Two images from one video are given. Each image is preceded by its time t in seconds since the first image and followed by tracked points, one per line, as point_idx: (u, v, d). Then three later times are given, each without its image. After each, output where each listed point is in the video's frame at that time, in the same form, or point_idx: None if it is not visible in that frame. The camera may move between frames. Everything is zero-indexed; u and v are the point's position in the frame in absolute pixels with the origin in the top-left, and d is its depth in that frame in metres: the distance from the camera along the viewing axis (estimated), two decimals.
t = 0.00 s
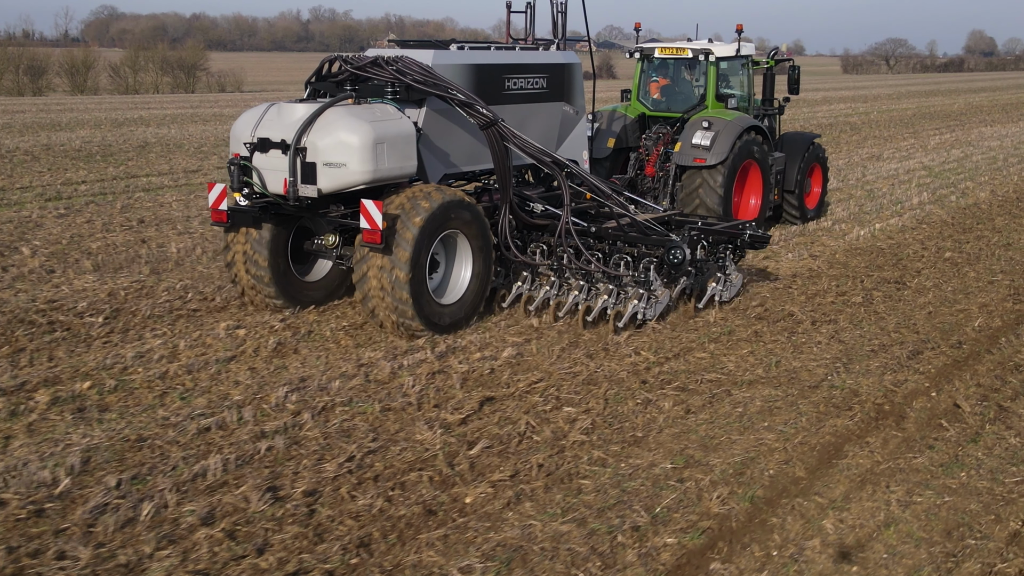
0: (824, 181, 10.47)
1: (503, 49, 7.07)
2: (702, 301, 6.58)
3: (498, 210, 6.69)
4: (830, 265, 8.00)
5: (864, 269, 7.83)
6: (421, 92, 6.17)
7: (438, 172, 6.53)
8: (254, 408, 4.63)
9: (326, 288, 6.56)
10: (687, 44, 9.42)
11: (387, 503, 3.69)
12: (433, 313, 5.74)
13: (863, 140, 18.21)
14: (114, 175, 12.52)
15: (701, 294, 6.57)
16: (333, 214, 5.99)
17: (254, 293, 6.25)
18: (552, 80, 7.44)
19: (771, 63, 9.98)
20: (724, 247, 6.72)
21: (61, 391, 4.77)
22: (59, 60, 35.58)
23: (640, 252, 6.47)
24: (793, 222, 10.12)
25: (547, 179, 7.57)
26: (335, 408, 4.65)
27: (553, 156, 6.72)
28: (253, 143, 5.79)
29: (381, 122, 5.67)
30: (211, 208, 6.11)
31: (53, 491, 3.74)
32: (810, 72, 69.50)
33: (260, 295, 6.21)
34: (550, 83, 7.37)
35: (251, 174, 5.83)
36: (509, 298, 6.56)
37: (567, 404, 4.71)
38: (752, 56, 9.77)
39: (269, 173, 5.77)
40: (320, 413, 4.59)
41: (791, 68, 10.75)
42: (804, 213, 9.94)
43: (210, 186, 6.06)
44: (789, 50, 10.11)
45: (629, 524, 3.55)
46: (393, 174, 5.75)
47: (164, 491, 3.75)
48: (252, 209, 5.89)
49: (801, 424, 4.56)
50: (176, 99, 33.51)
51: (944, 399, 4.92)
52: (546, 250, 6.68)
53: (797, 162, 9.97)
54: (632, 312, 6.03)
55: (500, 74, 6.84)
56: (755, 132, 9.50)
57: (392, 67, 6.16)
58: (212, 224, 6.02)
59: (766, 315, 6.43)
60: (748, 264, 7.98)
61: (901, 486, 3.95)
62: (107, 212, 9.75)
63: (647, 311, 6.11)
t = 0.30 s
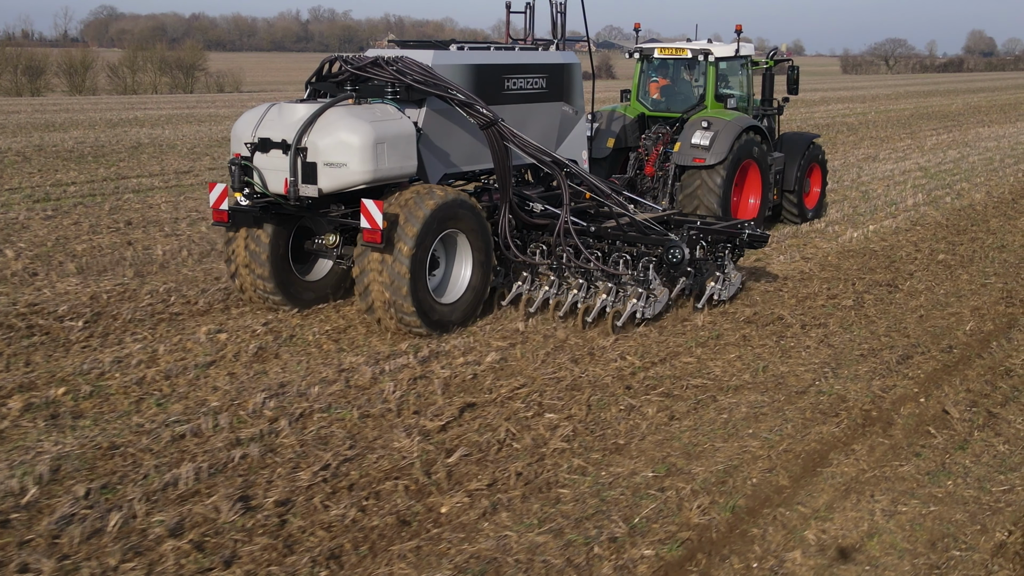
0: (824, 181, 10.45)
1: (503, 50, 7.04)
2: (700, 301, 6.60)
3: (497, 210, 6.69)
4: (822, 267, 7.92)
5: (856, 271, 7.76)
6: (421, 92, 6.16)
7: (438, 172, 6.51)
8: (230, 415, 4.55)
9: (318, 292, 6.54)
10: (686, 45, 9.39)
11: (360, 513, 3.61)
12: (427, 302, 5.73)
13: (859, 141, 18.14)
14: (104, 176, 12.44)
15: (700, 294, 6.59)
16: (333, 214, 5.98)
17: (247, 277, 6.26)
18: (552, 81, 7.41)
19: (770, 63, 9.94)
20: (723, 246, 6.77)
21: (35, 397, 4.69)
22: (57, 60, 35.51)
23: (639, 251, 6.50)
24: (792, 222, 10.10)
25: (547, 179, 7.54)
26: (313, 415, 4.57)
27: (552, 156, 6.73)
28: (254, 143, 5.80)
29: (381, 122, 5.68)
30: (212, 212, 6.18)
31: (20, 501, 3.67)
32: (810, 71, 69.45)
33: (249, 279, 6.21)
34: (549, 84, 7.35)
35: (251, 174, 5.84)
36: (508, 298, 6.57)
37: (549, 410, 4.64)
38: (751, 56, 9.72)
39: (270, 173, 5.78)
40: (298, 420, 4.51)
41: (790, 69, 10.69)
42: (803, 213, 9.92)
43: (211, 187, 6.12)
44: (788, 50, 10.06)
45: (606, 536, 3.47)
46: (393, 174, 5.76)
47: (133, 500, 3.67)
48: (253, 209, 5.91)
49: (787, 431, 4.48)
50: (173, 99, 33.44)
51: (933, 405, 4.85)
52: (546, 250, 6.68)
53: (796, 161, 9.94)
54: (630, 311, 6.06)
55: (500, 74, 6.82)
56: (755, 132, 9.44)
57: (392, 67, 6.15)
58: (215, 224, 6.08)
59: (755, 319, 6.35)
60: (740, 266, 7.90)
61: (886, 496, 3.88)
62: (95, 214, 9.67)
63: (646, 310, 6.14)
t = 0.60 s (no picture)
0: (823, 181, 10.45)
1: (502, 50, 7.00)
2: (700, 300, 6.62)
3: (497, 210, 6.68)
4: (814, 270, 7.85)
5: (848, 274, 7.69)
6: (421, 92, 6.14)
7: (438, 172, 6.50)
8: (206, 422, 4.47)
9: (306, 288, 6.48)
10: (684, 45, 9.31)
11: (333, 524, 3.54)
12: (422, 288, 5.72)
13: (855, 142, 18.05)
14: (95, 177, 12.36)
15: (699, 293, 6.61)
16: (333, 214, 6.02)
17: (244, 253, 6.26)
18: (551, 82, 7.37)
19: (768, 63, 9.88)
20: (723, 246, 6.75)
21: (8, 404, 4.61)
22: (55, 61, 35.43)
23: (638, 251, 6.53)
24: (791, 222, 10.11)
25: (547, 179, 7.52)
26: (290, 421, 4.50)
27: (552, 157, 6.71)
28: (254, 144, 5.80)
29: (381, 123, 5.69)
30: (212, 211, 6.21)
31: None
32: (809, 71, 69.39)
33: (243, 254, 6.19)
34: (549, 85, 7.31)
35: (252, 175, 5.85)
36: (508, 298, 6.58)
37: (531, 417, 4.57)
38: (751, 56, 9.65)
39: (270, 173, 5.78)
40: (274, 427, 4.43)
41: (790, 70, 10.61)
42: (801, 213, 9.91)
43: (211, 186, 6.14)
44: (787, 49, 9.99)
45: (582, 547, 3.40)
46: (393, 174, 5.77)
47: (101, 510, 3.59)
48: (253, 209, 5.95)
49: (772, 438, 4.41)
50: (170, 99, 33.35)
51: (922, 411, 4.77)
52: (546, 249, 6.69)
53: (795, 161, 9.95)
54: (630, 311, 6.09)
55: (500, 75, 6.78)
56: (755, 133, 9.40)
57: (392, 68, 6.13)
58: (216, 224, 6.12)
59: (743, 323, 6.28)
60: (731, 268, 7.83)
61: (870, 505, 3.80)
62: (83, 216, 9.58)
63: (645, 309, 6.16)
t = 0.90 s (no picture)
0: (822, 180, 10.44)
1: (502, 50, 6.95)
2: (699, 299, 6.64)
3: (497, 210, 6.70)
4: (806, 272, 7.77)
5: (840, 276, 7.61)
6: (421, 93, 6.10)
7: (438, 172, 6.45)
8: (181, 429, 4.39)
9: (303, 284, 6.47)
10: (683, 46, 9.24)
11: (303, 534, 3.46)
12: (421, 273, 5.72)
13: (852, 142, 17.96)
14: (86, 178, 12.27)
15: (698, 292, 6.63)
16: (333, 214, 6.02)
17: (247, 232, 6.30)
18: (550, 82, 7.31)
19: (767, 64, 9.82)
20: (721, 246, 6.80)
21: None
22: (53, 61, 35.36)
23: (638, 250, 6.54)
24: (790, 222, 10.10)
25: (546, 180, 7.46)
26: (266, 428, 4.42)
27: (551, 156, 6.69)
28: (255, 144, 5.81)
29: (382, 123, 5.68)
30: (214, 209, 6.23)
31: None
32: (808, 71, 69.33)
33: (245, 233, 6.21)
34: (549, 85, 7.25)
35: (253, 175, 5.85)
36: (507, 298, 6.59)
37: (512, 423, 4.49)
38: (749, 56, 9.59)
39: (271, 173, 5.78)
40: (250, 434, 4.35)
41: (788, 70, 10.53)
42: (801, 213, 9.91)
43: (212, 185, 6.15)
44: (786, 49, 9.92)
45: (557, 560, 3.32)
46: (393, 174, 5.75)
47: (68, 519, 3.52)
48: (254, 209, 5.96)
49: (757, 445, 4.33)
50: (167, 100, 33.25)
51: (910, 417, 4.70)
52: (545, 249, 6.69)
53: (794, 160, 9.94)
54: (629, 310, 6.10)
55: (498, 75, 6.73)
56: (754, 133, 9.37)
57: (392, 69, 6.10)
58: (217, 224, 6.15)
59: (732, 326, 6.20)
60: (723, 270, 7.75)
61: (854, 515, 3.72)
62: (70, 217, 9.50)
63: (644, 309, 6.17)
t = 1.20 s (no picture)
0: (822, 180, 10.42)
1: (501, 50, 6.88)
2: (698, 298, 6.69)
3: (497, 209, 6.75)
4: (798, 274, 7.70)
5: (832, 279, 7.53)
6: (421, 93, 6.06)
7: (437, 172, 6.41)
8: (155, 436, 4.30)
9: (299, 279, 6.46)
10: (682, 45, 9.17)
11: (273, 545, 3.39)
12: (422, 259, 5.71)
13: (849, 142, 17.88)
14: (75, 179, 12.18)
15: (697, 291, 6.68)
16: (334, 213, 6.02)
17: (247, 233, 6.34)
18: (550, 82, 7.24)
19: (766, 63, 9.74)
20: (721, 245, 6.85)
21: None
22: (51, 62, 35.25)
23: (637, 249, 6.59)
24: (790, 221, 10.09)
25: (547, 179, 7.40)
26: (242, 435, 4.34)
27: (552, 155, 6.65)
28: (256, 144, 5.81)
29: (382, 122, 5.66)
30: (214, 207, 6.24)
31: None
32: (808, 70, 69.21)
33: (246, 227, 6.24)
34: (549, 85, 7.18)
35: (253, 174, 5.86)
36: (508, 296, 6.64)
37: (492, 430, 4.41)
38: (748, 55, 9.51)
39: (272, 173, 5.78)
40: (224, 441, 4.27)
41: (788, 70, 10.45)
42: (800, 212, 9.92)
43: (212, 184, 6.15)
44: (785, 48, 9.84)
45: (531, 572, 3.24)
46: (393, 173, 5.74)
47: (33, 529, 3.44)
48: (255, 208, 5.96)
49: (741, 451, 4.25)
50: (163, 100, 33.15)
51: (898, 423, 4.62)
52: (546, 248, 6.75)
53: (794, 160, 9.92)
54: (629, 310, 6.15)
55: (497, 74, 6.66)
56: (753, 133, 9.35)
57: (393, 68, 6.06)
58: (217, 222, 6.17)
59: (720, 329, 6.12)
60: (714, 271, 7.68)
61: (838, 524, 3.65)
62: (57, 218, 9.42)
63: (644, 308, 6.22)
